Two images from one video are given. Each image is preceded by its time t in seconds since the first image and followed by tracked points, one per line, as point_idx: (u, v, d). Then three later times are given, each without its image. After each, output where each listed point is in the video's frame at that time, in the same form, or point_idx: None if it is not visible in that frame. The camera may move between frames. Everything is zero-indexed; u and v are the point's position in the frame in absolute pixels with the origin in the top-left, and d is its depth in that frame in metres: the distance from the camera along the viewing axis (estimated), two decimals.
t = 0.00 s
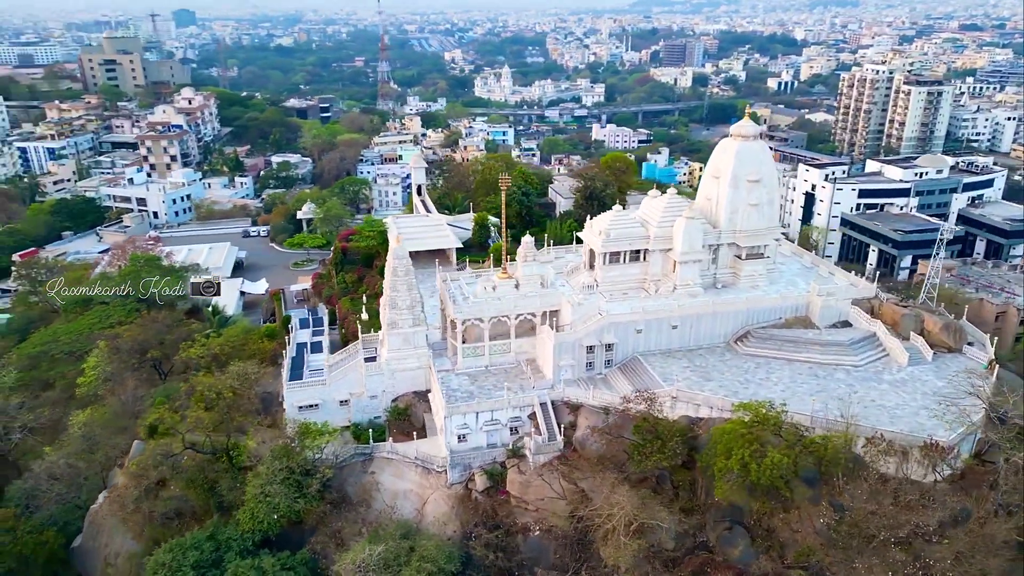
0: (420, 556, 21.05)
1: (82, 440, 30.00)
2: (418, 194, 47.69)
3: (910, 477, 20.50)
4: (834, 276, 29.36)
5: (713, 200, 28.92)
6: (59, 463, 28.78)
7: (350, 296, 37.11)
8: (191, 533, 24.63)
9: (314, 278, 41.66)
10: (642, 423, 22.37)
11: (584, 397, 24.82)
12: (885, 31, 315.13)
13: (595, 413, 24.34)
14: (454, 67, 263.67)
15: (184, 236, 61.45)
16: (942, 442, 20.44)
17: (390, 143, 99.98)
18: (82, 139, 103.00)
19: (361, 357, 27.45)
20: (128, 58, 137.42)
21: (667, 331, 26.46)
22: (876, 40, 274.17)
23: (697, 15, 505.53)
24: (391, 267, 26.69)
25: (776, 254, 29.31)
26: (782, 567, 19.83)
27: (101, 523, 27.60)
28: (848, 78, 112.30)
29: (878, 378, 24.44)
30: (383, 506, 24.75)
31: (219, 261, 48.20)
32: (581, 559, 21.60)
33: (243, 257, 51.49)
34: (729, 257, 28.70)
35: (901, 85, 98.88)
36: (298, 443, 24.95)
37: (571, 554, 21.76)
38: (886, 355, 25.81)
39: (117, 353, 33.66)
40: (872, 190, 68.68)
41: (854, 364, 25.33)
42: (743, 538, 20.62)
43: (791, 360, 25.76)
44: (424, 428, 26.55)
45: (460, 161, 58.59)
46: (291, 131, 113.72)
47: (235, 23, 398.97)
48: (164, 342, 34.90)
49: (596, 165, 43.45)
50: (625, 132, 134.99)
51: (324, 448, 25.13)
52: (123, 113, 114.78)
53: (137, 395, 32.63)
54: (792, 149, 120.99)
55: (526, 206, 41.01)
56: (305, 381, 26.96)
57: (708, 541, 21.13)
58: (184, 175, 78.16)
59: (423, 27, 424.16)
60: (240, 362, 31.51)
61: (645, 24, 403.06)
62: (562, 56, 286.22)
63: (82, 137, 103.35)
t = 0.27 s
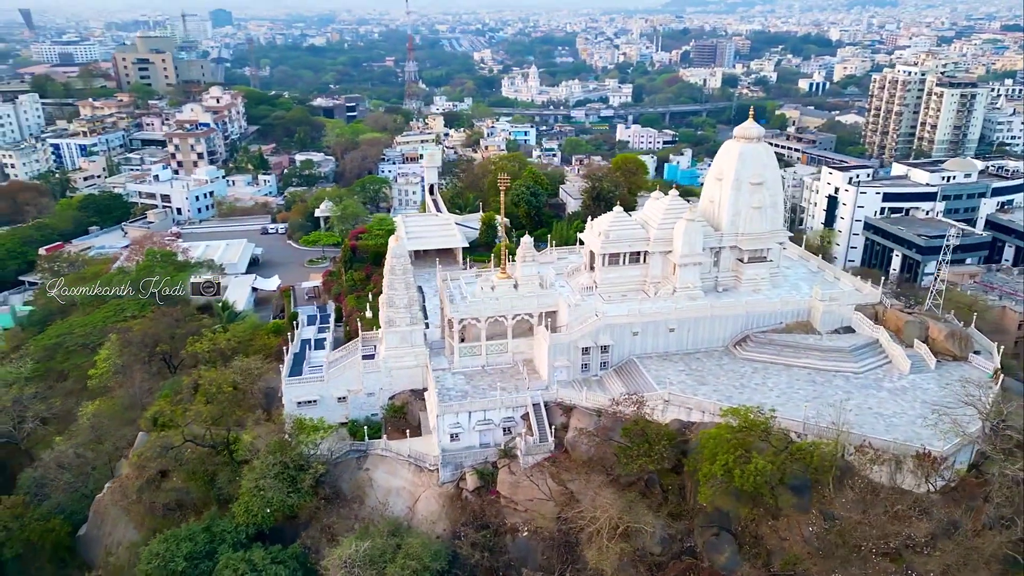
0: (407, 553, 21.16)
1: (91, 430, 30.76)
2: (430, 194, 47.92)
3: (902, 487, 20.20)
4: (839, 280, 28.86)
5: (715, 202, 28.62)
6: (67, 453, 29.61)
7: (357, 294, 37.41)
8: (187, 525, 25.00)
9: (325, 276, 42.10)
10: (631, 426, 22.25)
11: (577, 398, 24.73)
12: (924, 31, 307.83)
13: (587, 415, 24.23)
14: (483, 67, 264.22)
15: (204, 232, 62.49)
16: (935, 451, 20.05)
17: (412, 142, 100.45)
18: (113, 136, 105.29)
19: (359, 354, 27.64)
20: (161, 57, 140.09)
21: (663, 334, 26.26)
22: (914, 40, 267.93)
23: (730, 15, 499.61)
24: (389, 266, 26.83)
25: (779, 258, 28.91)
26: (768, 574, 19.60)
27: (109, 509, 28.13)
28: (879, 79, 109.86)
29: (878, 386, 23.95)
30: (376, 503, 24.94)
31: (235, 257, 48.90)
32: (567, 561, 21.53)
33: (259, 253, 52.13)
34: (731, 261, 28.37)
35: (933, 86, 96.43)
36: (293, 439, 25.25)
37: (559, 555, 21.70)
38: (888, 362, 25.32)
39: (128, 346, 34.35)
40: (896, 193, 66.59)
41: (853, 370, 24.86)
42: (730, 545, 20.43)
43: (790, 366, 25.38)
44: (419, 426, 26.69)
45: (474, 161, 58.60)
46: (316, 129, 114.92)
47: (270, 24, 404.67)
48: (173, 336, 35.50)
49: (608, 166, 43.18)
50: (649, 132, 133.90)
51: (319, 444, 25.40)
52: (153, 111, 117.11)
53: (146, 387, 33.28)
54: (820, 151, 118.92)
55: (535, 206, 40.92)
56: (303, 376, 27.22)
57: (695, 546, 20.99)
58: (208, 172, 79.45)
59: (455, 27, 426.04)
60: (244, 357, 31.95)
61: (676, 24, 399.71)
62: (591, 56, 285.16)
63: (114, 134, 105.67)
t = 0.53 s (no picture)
0: (394, 550, 21.29)
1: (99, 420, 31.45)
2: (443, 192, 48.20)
3: (893, 497, 19.87)
4: (845, 286, 28.36)
5: (719, 204, 28.26)
6: (76, 442, 30.45)
7: (365, 291, 37.79)
8: (185, 516, 25.42)
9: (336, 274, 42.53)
10: (621, 428, 22.13)
11: (571, 399, 24.66)
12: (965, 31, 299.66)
13: (581, 415, 24.16)
14: (512, 67, 264.42)
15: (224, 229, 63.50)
16: (927, 461, 19.64)
17: (435, 142, 100.86)
18: (144, 134, 107.50)
19: (358, 351, 27.86)
20: (193, 56, 142.54)
21: (660, 337, 26.06)
22: (955, 40, 260.82)
23: (765, 15, 492.62)
24: (388, 264, 27.01)
25: (784, 262, 28.50)
26: None
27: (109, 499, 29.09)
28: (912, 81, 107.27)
29: (877, 394, 23.46)
30: (370, 499, 25.18)
31: (251, 253, 49.73)
32: (555, 563, 21.50)
33: (275, 250, 52.78)
34: (733, 264, 28.08)
35: (968, 89, 93.90)
36: (291, 434, 25.60)
37: (546, 557, 21.68)
38: (891, 370, 24.80)
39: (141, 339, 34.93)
40: (923, 198, 64.23)
41: (854, 377, 24.41)
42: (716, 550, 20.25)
43: (788, 372, 24.97)
44: (416, 424, 26.87)
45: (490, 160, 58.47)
46: (342, 128, 115.99)
47: (305, 23, 409.97)
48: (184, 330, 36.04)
49: (619, 167, 43.06)
50: (675, 133, 132.65)
51: (315, 440, 25.72)
52: (183, 109, 119.31)
53: (155, 380, 33.98)
54: (850, 154, 116.69)
55: (545, 207, 40.96)
56: (303, 372, 27.48)
57: (682, 552, 20.92)
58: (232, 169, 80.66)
59: (486, 27, 426.89)
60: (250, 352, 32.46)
61: (710, 24, 395.63)
62: (621, 57, 283.53)
63: (145, 131, 107.93)
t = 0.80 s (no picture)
0: (380, 547, 21.41)
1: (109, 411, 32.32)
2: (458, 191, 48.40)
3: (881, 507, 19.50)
4: (850, 291, 27.82)
5: (722, 207, 27.91)
6: (87, 432, 31.38)
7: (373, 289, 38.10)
8: (183, 507, 25.87)
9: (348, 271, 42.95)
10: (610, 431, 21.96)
11: (563, 401, 24.59)
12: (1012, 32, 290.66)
13: (573, 417, 24.07)
14: (544, 67, 264.30)
15: (246, 225, 64.55)
16: (917, 472, 19.22)
17: (459, 142, 101.15)
18: (176, 131, 109.78)
19: (357, 348, 28.12)
20: (227, 55, 145.00)
21: (657, 340, 25.86)
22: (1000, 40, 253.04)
23: (803, 15, 484.35)
24: (387, 263, 27.22)
25: (788, 267, 28.04)
26: None
27: (111, 489, 30.04)
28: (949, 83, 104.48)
29: (875, 403, 22.97)
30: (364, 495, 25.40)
31: (268, 249, 50.56)
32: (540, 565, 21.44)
33: (293, 246, 53.46)
34: (735, 267, 27.73)
35: (1006, 92, 91.06)
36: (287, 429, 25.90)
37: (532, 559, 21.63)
38: (892, 379, 24.26)
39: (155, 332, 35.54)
40: (951, 203, 61.98)
41: (852, 385, 23.95)
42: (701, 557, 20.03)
43: (786, 378, 24.59)
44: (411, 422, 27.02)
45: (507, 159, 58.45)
46: (369, 127, 116.98)
47: (342, 24, 414.76)
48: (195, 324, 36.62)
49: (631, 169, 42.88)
50: (704, 135, 131.18)
51: (312, 435, 26.01)
52: (215, 107, 121.57)
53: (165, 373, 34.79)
54: (883, 157, 114.17)
55: (555, 208, 41.05)
56: (303, 368, 27.79)
57: (668, 558, 20.73)
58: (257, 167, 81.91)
59: (521, 27, 427.17)
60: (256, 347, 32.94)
61: (746, 24, 390.77)
62: (654, 57, 281.41)
63: (177, 129, 110.10)
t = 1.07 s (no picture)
0: (367, 544, 21.54)
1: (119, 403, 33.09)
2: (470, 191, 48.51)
3: (873, 517, 19.06)
4: (854, 298, 27.35)
5: (724, 209, 27.60)
6: (97, 423, 32.17)
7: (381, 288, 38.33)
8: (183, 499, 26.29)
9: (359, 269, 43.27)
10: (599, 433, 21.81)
11: (556, 403, 24.52)
12: None
13: (565, 419, 23.99)
14: (573, 67, 263.71)
15: (266, 222, 65.42)
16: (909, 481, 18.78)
17: (481, 141, 101.32)
18: (204, 129, 111.54)
19: (357, 346, 28.31)
20: (256, 55, 146.99)
21: (653, 343, 25.70)
22: None
23: (839, 15, 476.22)
24: (386, 262, 27.39)
25: (790, 271, 27.65)
26: None
27: (117, 478, 30.73)
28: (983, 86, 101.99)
29: (873, 411, 22.54)
30: (358, 492, 25.59)
31: (284, 246, 51.22)
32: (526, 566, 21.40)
33: (308, 244, 53.99)
34: (736, 271, 27.42)
35: None
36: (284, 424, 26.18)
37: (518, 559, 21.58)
38: (892, 387, 23.78)
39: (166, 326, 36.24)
40: (979, 208, 59.51)
41: (850, 393, 23.53)
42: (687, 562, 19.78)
43: (783, 384, 24.26)
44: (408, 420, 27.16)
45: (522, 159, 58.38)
46: (393, 126, 117.73)
47: (374, 23, 418.10)
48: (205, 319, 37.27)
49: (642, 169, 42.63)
50: (730, 136, 129.71)
51: (309, 431, 26.26)
52: (243, 106, 123.41)
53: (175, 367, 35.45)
54: (913, 160, 111.86)
55: (564, 209, 40.98)
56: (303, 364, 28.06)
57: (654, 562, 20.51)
58: (280, 166, 82.96)
59: (552, 27, 426.74)
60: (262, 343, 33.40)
61: (780, 24, 385.46)
62: (684, 58, 279.22)
63: (205, 127, 111.87)
